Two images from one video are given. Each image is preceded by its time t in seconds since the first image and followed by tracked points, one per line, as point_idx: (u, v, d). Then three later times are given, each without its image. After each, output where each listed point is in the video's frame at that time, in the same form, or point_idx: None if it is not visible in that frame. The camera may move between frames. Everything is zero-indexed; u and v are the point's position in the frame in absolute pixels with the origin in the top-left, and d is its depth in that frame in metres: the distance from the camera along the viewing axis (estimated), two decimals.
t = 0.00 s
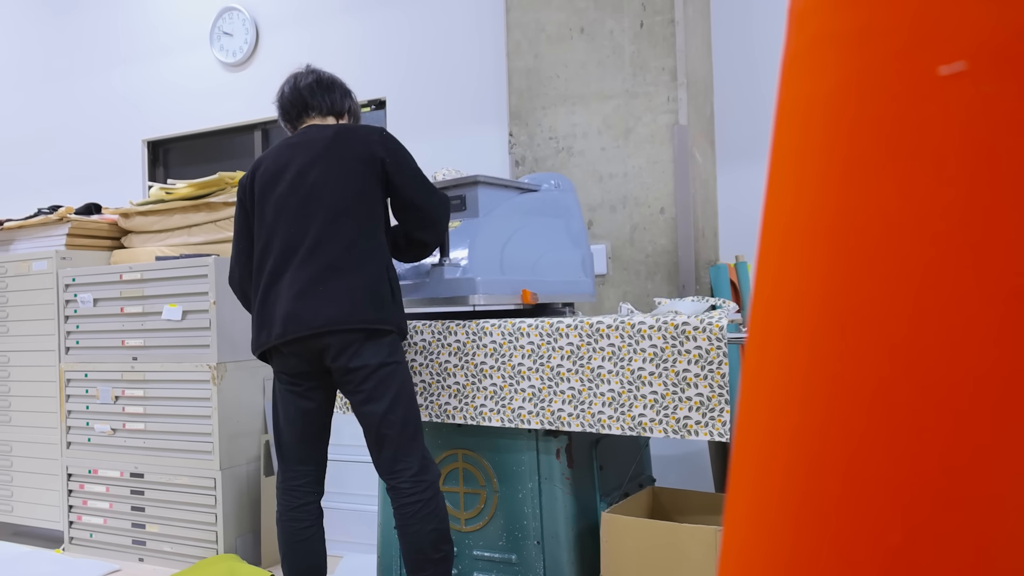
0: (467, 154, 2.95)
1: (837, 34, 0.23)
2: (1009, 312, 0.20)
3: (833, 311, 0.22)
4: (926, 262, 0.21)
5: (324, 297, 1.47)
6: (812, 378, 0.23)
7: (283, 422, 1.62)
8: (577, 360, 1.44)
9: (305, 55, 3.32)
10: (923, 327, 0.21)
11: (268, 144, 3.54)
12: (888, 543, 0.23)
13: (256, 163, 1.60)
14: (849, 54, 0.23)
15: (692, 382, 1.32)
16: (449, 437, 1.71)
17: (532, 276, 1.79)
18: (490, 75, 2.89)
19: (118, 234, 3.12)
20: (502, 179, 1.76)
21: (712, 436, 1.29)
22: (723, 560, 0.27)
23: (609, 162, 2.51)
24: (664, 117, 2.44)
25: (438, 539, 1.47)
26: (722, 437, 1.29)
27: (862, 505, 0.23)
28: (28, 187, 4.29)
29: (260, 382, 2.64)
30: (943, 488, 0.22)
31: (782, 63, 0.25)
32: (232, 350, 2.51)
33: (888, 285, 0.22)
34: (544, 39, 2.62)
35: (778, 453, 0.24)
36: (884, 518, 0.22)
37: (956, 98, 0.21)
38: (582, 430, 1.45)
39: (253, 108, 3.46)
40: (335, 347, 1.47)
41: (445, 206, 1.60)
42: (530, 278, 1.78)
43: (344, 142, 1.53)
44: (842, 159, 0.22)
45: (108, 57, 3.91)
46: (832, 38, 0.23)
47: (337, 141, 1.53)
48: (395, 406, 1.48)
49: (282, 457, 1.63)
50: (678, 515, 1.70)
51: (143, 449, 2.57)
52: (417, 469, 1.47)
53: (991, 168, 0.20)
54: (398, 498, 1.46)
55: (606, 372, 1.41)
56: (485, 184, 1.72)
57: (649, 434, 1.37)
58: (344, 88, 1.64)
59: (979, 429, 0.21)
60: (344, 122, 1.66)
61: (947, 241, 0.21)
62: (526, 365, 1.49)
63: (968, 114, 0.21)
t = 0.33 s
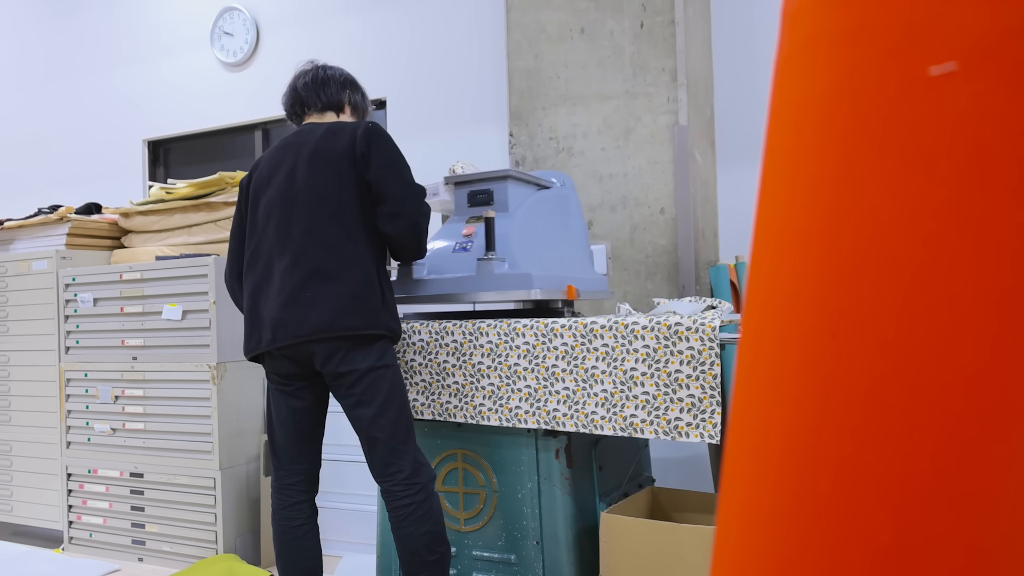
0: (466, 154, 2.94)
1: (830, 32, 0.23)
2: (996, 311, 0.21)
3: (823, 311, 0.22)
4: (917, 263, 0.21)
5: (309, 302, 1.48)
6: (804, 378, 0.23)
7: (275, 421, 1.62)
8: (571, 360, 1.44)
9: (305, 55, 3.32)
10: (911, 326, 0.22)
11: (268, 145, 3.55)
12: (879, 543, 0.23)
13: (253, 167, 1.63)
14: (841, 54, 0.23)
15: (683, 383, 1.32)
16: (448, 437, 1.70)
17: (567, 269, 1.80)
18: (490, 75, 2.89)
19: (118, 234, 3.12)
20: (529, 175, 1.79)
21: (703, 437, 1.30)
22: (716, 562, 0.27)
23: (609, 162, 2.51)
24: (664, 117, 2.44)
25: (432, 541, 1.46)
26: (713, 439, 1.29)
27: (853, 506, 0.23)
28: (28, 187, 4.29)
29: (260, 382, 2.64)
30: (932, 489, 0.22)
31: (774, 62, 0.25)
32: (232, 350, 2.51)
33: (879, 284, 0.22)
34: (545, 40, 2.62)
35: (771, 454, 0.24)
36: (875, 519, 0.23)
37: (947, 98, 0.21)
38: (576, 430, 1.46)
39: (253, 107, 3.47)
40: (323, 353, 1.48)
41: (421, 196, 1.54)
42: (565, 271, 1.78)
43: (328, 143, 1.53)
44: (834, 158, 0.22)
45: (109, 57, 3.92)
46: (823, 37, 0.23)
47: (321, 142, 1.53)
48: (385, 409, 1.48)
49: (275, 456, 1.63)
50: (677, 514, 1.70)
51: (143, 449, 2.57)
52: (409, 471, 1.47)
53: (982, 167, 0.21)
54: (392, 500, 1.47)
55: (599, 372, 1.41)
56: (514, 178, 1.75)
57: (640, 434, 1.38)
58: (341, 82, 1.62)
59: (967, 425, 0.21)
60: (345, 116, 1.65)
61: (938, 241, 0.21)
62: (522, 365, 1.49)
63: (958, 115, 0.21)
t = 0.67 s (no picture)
0: (465, 154, 2.95)
1: (820, 35, 0.23)
2: (981, 313, 0.21)
3: (813, 312, 0.23)
4: (904, 265, 0.22)
5: (297, 307, 1.48)
6: (794, 380, 0.23)
7: (272, 420, 1.63)
8: (570, 360, 1.44)
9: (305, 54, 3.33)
10: (898, 328, 0.22)
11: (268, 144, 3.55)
12: (867, 545, 0.23)
13: (249, 168, 1.64)
14: (832, 56, 0.23)
15: (683, 383, 1.32)
16: (447, 437, 1.70)
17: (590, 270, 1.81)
18: (489, 76, 2.90)
19: (118, 234, 3.12)
20: (546, 177, 1.81)
21: (702, 438, 1.30)
22: (706, 563, 0.27)
23: (609, 163, 2.51)
24: (664, 117, 2.44)
25: (429, 540, 1.46)
26: (713, 439, 1.29)
27: (843, 507, 0.23)
28: (28, 187, 4.29)
29: (258, 382, 2.64)
30: (919, 490, 0.22)
31: (765, 65, 0.25)
32: (231, 350, 2.52)
33: (863, 286, 0.22)
34: (545, 39, 2.62)
35: (762, 455, 0.24)
36: (865, 520, 0.23)
37: (936, 101, 0.21)
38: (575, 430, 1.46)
39: (253, 107, 3.47)
40: (316, 356, 1.49)
41: (395, 193, 1.48)
42: (589, 271, 1.79)
43: (313, 145, 1.52)
44: (824, 161, 0.23)
45: (109, 56, 3.92)
46: (814, 41, 0.23)
47: (307, 144, 1.53)
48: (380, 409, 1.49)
49: (273, 456, 1.63)
50: (675, 514, 1.70)
51: (143, 449, 2.57)
52: (405, 471, 1.46)
53: (971, 170, 0.21)
54: (388, 499, 1.46)
55: (598, 373, 1.41)
56: (534, 180, 1.76)
57: (640, 435, 1.38)
58: (332, 76, 1.61)
59: (955, 424, 0.21)
60: (340, 111, 1.64)
61: (924, 244, 0.21)
62: (520, 365, 1.49)
63: (949, 116, 0.21)
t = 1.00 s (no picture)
0: (464, 155, 2.95)
1: (813, 38, 0.23)
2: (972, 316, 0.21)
3: (804, 314, 0.23)
4: (894, 267, 0.22)
5: (296, 309, 1.49)
6: (786, 382, 0.23)
7: (273, 419, 1.63)
8: (568, 360, 1.44)
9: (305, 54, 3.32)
10: (888, 330, 0.22)
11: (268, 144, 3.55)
12: (856, 549, 0.23)
13: (245, 171, 1.64)
14: (824, 59, 0.23)
15: (681, 384, 1.32)
16: (445, 437, 1.70)
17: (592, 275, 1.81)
18: (489, 76, 2.89)
19: (117, 234, 3.12)
20: (548, 181, 1.81)
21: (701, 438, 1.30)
22: (698, 566, 0.27)
23: (609, 163, 2.51)
24: (663, 117, 2.44)
25: (429, 537, 1.46)
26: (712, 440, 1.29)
27: (833, 508, 0.23)
28: (27, 187, 4.29)
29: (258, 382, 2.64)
30: (908, 494, 0.22)
31: (758, 68, 0.26)
32: (231, 350, 2.52)
33: (854, 289, 0.22)
34: (544, 40, 2.63)
35: (753, 456, 0.24)
36: (856, 523, 0.23)
37: (926, 104, 0.21)
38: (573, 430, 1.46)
39: (251, 107, 3.47)
40: (318, 356, 1.49)
41: (392, 194, 1.48)
42: (591, 276, 1.79)
43: (307, 148, 1.52)
44: (817, 162, 0.23)
45: (109, 56, 3.92)
46: (807, 43, 0.23)
47: (302, 147, 1.52)
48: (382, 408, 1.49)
49: (273, 454, 1.63)
50: (674, 515, 1.70)
51: (142, 449, 2.57)
52: (407, 467, 1.46)
53: (959, 173, 0.21)
54: (388, 495, 1.46)
55: (597, 373, 1.41)
56: (536, 185, 1.77)
57: (638, 435, 1.38)
58: (325, 75, 1.61)
59: (944, 426, 0.22)
60: (335, 110, 1.64)
61: (915, 246, 0.21)
62: (518, 365, 1.49)
63: (939, 118, 0.21)
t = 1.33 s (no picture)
0: (464, 155, 2.94)
1: (803, 38, 0.23)
2: (959, 316, 0.21)
3: (792, 317, 0.23)
4: (882, 268, 0.22)
5: (295, 306, 1.50)
6: (775, 385, 0.23)
7: (281, 419, 1.63)
8: (566, 361, 1.44)
9: (305, 55, 3.32)
10: (876, 332, 0.22)
11: (267, 144, 3.56)
12: (842, 549, 0.23)
13: (261, 168, 1.68)
14: (814, 61, 0.23)
15: (678, 385, 1.32)
16: (443, 437, 1.70)
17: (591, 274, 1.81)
18: (488, 76, 2.89)
19: (116, 234, 3.12)
20: (547, 180, 1.81)
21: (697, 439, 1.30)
22: (688, 566, 0.27)
23: (608, 164, 2.51)
24: (661, 118, 2.44)
25: (432, 534, 1.46)
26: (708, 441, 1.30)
27: (821, 508, 0.23)
28: (26, 187, 4.29)
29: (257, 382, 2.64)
30: (895, 495, 0.22)
31: (747, 69, 0.25)
32: (230, 350, 2.52)
33: (842, 293, 0.22)
34: (542, 40, 2.63)
35: (744, 458, 0.24)
36: (844, 523, 0.23)
37: (914, 106, 0.22)
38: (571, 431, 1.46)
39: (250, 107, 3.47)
40: (322, 353, 1.49)
41: (378, 209, 1.47)
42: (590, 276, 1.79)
43: (312, 152, 1.52)
44: (807, 164, 0.23)
45: (109, 56, 3.92)
46: (796, 44, 0.23)
47: (307, 149, 1.53)
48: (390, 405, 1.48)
49: (281, 454, 1.63)
50: (672, 516, 1.70)
51: (141, 449, 2.58)
52: (416, 463, 1.46)
53: (945, 176, 0.21)
54: (398, 489, 1.46)
55: (594, 374, 1.41)
56: (535, 184, 1.77)
57: (635, 436, 1.38)
58: (331, 77, 1.60)
59: (932, 428, 0.22)
60: (350, 111, 1.63)
61: (901, 249, 0.21)
62: (516, 366, 1.49)
63: (928, 122, 0.21)
